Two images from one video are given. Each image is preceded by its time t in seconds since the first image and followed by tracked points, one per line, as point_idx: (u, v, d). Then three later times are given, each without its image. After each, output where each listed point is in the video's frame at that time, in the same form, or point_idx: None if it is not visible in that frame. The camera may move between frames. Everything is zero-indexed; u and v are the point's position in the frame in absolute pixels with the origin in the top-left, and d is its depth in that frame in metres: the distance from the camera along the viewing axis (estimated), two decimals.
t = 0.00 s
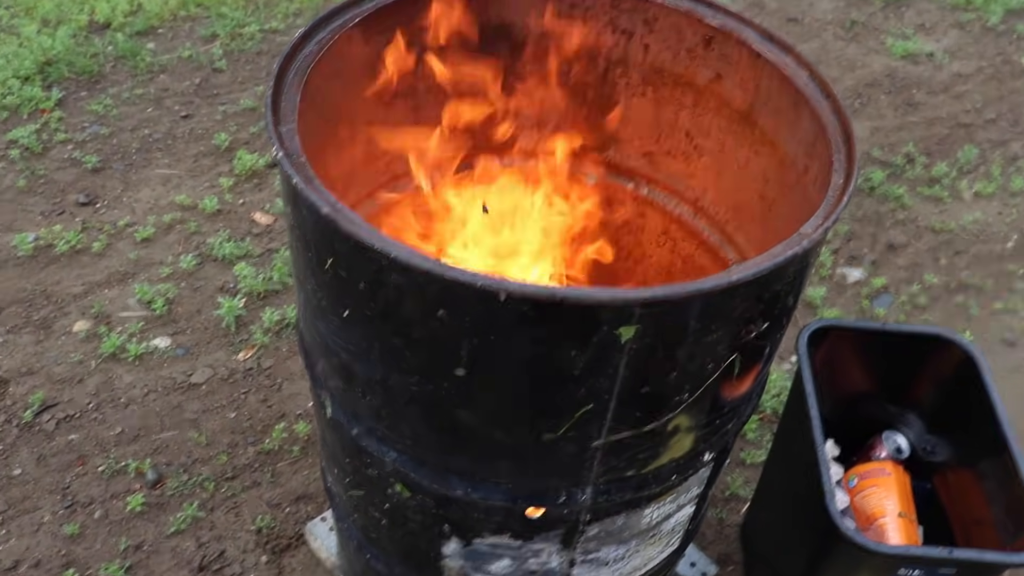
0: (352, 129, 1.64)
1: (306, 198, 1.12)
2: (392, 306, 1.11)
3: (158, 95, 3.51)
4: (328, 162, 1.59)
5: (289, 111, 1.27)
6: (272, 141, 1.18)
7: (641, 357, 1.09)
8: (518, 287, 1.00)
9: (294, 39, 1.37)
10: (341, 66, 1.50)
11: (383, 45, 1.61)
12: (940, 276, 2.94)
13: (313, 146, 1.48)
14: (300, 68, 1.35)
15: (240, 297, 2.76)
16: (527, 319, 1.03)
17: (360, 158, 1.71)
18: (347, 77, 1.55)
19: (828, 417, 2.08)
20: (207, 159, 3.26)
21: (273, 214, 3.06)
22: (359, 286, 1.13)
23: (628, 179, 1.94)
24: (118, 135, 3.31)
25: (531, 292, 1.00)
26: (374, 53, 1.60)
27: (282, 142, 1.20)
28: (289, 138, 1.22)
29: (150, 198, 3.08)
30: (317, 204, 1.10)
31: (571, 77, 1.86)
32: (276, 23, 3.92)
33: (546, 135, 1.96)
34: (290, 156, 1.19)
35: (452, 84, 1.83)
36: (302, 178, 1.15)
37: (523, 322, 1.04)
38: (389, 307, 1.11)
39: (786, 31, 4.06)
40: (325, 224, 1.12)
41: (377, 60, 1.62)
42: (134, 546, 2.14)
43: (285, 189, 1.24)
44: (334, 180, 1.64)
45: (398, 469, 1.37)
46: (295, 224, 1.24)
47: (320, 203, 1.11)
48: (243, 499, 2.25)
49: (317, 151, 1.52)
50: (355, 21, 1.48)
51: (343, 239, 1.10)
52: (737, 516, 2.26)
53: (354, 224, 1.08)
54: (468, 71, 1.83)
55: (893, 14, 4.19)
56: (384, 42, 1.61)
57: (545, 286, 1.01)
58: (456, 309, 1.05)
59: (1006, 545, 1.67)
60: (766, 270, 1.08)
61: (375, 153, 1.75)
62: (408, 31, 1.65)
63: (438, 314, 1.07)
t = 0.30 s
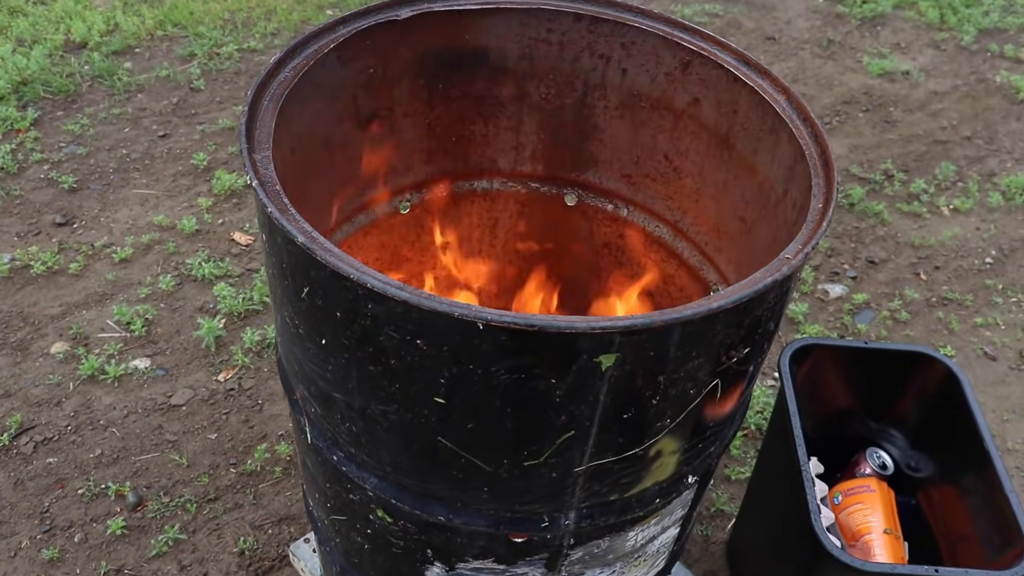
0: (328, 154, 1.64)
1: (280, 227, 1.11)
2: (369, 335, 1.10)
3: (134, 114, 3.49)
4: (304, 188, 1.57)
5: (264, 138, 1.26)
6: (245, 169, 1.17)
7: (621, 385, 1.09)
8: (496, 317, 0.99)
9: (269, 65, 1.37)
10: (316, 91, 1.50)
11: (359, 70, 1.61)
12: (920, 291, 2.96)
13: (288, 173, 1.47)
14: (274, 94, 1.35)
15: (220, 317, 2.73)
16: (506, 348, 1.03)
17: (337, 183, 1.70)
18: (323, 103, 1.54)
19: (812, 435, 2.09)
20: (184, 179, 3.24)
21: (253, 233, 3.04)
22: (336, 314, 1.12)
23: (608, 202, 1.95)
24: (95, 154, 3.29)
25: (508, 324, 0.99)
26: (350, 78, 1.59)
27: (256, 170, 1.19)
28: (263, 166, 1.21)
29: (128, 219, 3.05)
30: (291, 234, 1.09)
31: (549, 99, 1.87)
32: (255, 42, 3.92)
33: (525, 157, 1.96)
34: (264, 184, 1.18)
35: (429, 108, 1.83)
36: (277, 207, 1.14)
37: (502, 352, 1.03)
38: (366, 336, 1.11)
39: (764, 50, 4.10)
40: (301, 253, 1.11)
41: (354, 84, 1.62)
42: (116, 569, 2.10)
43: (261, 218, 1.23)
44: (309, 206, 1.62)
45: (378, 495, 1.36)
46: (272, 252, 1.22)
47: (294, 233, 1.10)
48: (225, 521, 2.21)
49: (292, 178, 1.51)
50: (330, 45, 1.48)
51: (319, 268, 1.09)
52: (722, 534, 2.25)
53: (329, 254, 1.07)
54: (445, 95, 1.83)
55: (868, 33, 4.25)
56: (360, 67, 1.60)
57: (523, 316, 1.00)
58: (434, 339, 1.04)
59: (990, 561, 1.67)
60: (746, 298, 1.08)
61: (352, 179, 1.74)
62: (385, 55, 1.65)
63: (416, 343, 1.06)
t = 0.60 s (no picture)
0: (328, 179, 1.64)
1: (280, 257, 1.11)
2: (371, 365, 1.09)
3: (134, 136, 3.50)
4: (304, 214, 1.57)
5: (263, 166, 1.26)
6: (245, 198, 1.17)
7: (625, 413, 1.08)
8: (498, 347, 0.99)
9: (268, 93, 1.37)
10: (316, 117, 1.50)
11: (358, 96, 1.61)
12: (922, 306, 2.96)
13: (287, 200, 1.47)
14: (274, 121, 1.35)
15: (220, 340, 2.72)
16: (507, 377, 1.02)
17: (336, 208, 1.70)
18: (322, 129, 1.55)
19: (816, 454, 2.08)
20: (184, 200, 3.24)
21: (253, 254, 3.04)
22: (337, 344, 1.12)
23: (608, 223, 1.95)
24: (94, 176, 3.30)
25: (510, 354, 0.98)
26: (349, 103, 1.60)
27: (256, 199, 1.19)
28: (263, 195, 1.21)
29: (128, 241, 3.05)
30: (292, 264, 1.08)
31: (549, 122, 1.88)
32: (254, 63, 3.93)
33: (525, 180, 1.97)
34: (264, 213, 1.17)
35: (429, 131, 1.83)
36: (277, 237, 1.14)
37: (504, 382, 1.03)
38: (367, 366, 1.10)
39: (762, 66, 4.12)
40: (301, 283, 1.11)
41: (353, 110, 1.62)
42: None
43: (261, 247, 1.22)
44: (309, 232, 1.62)
45: (380, 523, 1.35)
46: (272, 281, 1.22)
47: (295, 263, 1.10)
48: (226, 545, 2.19)
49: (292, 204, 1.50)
50: (329, 71, 1.48)
51: (319, 298, 1.08)
52: (726, 554, 2.23)
53: (329, 284, 1.06)
54: (444, 118, 1.83)
55: (865, 48, 4.26)
56: (359, 93, 1.61)
57: (525, 346, 0.99)
58: (435, 369, 1.04)
59: None
60: (749, 325, 1.07)
61: (352, 203, 1.75)
62: (385, 80, 1.65)
63: (417, 373, 1.05)
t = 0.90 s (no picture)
0: (325, 180, 1.64)
1: (276, 261, 1.10)
2: (368, 368, 1.09)
3: (131, 137, 3.49)
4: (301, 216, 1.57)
5: (260, 169, 1.26)
6: (240, 201, 1.16)
7: (623, 417, 1.08)
8: (495, 351, 0.98)
9: (265, 94, 1.37)
10: (312, 118, 1.50)
11: (355, 97, 1.60)
12: (921, 306, 2.96)
13: (285, 202, 1.46)
14: (270, 123, 1.34)
15: (217, 341, 2.72)
16: (505, 381, 1.01)
17: (334, 210, 1.69)
18: (319, 131, 1.54)
19: (815, 455, 2.07)
20: (181, 201, 3.23)
21: (251, 255, 3.03)
22: (334, 348, 1.11)
23: (606, 224, 1.95)
24: (91, 178, 3.29)
25: (508, 358, 0.98)
26: (346, 104, 1.59)
27: (252, 203, 1.18)
28: (259, 198, 1.20)
29: (125, 242, 3.05)
30: (288, 268, 1.08)
31: (546, 123, 1.87)
32: (251, 63, 3.92)
33: (523, 180, 1.96)
34: (260, 216, 1.17)
35: (426, 133, 1.83)
36: (274, 241, 1.13)
37: (501, 386, 1.02)
38: (364, 369, 1.09)
39: (760, 65, 4.12)
40: (298, 287, 1.10)
41: (350, 111, 1.61)
42: None
43: (257, 251, 1.22)
44: (307, 234, 1.61)
45: (378, 527, 1.34)
46: (269, 285, 1.21)
47: (291, 267, 1.09)
48: (224, 547, 2.19)
49: (289, 206, 1.50)
50: (325, 73, 1.47)
51: (316, 301, 1.08)
52: (725, 554, 2.23)
53: (326, 288, 1.06)
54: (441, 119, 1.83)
55: (864, 47, 4.26)
56: (356, 94, 1.60)
57: (522, 349, 0.99)
58: (433, 372, 1.03)
59: None
60: (748, 328, 1.07)
61: (349, 205, 1.74)
62: (382, 82, 1.65)
63: (415, 377, 1.05)
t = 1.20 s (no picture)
0: (326, 179, 1.64)
1: (277, 259, 1.10)
2: (369, 366, 1.09)
3: (131, 135, 3.49)
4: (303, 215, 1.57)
5: (260, 167, 1.26)
6: (242, 200, 1.16)
7: (624, 416, 1.08)
8: (496, 349, 0.98)
9: (266, 92, 1.37)
10: (313, 116, 1.50)
11: (356, 96, 1.61)
12: (921, 305, 2.96)
13: (286, 201, 1.46)
14: (271, 122, 1.34)
15: (218, 339, 2.72)
16: (506, 379, 1.02)
17: (334, 208, 1.69)
18: (320, 130, 1.54)
19: (815, 454, 2.07)
20: (182, 199, 3.23)
21: (251, 254, 3.03)
22: (335, 345, 1.11)
23: (607, 223, 1.95)
24: (92, 176, 3.29)
25: (509, 356, 0.98)
26: (347, 103, 1.59)
27: (253, 201, 1.18)
28: (260, 196, 1.20)
29: (125, 240, 3.05)
30: (290, 266, 1.08)
31: (547, 121, 1.88)
32: (251, 61, 3.92)
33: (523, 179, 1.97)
34: (261, 214, 1.17)
35: (428, 131, 1.83)
36: (275, 239, 1.13)
37: (502, 384, 1.02)
38: (366, 367, 1.09)
39: (760, 64, 4.12)
40: (299, 285, 1.10)
41: (351, 110, 1.62)
42: None
43: (258, 249, 1.22)
44: (308, 233, 1.61)
45: (379, 525, 1.34)
46: (270, 284, 1.21)
47: (292, 264, 1.09)
48: (224, 545, 2.19)
49: (290, 203, 1.50)
50: (326, 71, 1.47)
51: (317, 299, 1.08)
52: (725, 553, 2.23)
53: (327, 285, 1.06)
54: (442, 116, 1.83)
55: (864, 46, 4.26)
56: (357, 92, 1.60)
57: (523, 348, 0.99)
58: (434, 370, 1.03)
59: None
60: (749, 327, 1.07)
61: (350, 202, 1.74)
62: (383, 80, 1.65)
63: (416, 375, 1.05)
